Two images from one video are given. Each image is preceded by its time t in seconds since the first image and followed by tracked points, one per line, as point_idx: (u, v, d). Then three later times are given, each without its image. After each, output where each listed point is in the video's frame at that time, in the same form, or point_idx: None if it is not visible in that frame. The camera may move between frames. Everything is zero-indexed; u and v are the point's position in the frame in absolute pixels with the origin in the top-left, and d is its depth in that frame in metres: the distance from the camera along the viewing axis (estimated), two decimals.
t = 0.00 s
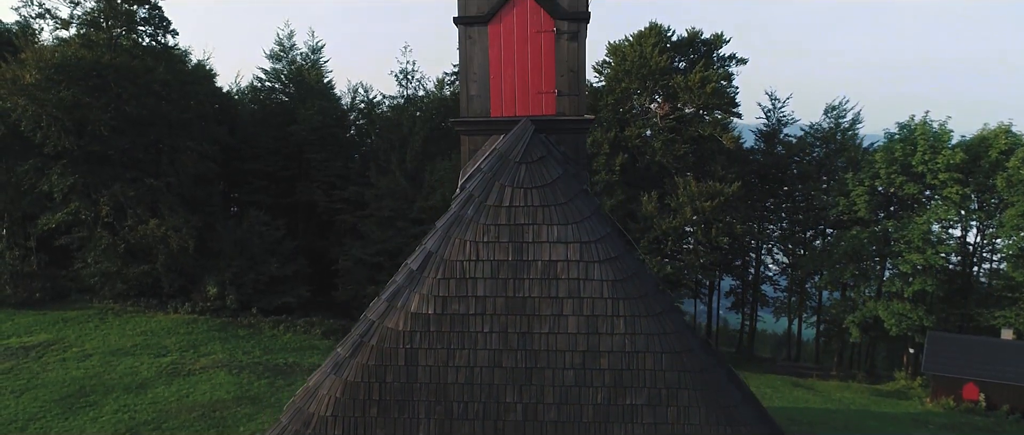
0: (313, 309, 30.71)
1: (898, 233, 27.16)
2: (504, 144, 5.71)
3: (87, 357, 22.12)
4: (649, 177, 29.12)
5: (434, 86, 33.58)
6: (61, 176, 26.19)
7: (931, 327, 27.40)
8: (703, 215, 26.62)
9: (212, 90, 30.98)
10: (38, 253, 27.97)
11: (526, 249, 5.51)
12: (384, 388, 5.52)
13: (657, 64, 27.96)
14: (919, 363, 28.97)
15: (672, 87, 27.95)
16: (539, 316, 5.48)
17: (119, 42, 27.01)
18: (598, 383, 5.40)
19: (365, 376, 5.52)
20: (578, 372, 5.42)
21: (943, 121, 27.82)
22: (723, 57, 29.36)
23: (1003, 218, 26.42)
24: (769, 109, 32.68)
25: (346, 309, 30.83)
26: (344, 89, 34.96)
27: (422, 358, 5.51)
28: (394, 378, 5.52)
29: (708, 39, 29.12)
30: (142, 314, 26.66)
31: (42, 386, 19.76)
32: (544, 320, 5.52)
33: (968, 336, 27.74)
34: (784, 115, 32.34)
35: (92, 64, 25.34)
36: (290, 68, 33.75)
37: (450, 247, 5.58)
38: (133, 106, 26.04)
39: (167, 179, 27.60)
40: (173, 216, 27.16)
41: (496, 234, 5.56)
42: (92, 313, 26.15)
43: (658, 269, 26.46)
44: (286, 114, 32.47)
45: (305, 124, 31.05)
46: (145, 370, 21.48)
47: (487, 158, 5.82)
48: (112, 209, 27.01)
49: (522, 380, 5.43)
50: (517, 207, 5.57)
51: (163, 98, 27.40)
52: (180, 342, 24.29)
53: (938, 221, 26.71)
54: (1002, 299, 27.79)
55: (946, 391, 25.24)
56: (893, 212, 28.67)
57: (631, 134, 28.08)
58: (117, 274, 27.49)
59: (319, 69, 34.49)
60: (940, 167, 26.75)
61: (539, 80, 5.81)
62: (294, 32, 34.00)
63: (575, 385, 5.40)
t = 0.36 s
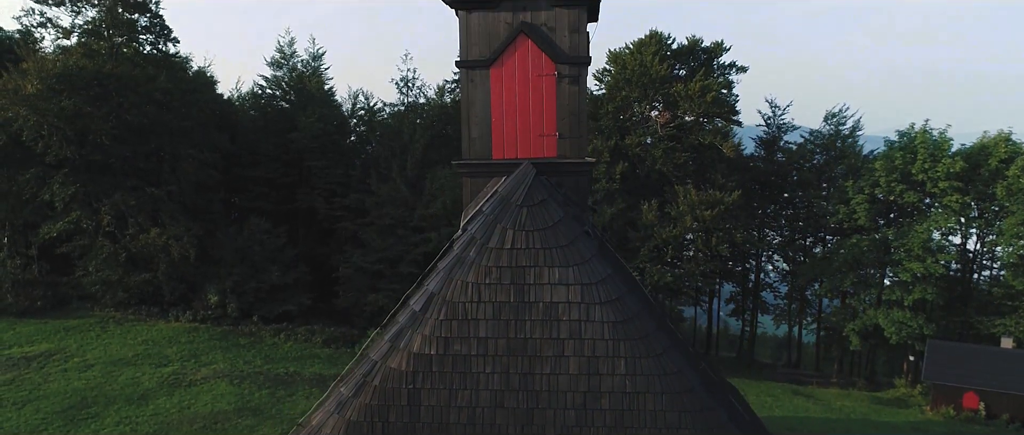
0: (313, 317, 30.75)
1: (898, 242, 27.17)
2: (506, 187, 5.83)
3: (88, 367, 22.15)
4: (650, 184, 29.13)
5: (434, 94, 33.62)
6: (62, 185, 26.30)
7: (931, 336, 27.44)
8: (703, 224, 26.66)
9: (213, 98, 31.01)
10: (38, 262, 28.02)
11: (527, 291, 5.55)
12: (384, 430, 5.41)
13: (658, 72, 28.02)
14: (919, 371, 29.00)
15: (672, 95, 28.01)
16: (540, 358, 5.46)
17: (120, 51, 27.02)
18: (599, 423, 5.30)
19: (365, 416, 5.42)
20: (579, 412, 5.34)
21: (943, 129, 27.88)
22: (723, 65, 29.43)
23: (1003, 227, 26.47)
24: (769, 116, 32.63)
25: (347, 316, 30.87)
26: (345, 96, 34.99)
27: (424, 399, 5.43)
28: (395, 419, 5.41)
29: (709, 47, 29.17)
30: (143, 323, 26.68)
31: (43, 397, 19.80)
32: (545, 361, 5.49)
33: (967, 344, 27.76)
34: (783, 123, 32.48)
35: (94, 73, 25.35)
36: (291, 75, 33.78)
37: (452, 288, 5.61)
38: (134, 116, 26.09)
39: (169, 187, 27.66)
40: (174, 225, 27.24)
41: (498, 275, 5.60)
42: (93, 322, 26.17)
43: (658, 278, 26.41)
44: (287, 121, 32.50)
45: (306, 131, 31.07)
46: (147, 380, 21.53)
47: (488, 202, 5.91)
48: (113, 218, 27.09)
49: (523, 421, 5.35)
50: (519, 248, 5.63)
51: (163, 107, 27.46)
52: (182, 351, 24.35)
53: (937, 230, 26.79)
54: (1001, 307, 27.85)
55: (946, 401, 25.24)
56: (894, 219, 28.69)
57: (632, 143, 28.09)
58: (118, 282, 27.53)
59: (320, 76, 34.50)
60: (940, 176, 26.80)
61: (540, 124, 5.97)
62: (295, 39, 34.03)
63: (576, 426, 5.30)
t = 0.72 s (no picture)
0: (310, 324, 30.77)
1: (893, 250, 27.28)
2: (504, 230, 5.98)
3: (86, 378, 22.15)
4: (647, 192, 29.17)
5: (431, 100, 33.62)
6: (59, 194, 26.37)
7: (926, 343, 27.57)
8: (699, 232, 26.76)
9: (209, 105, 30.98)
10: (35, 270, 28.00)
11: (525, 332, 5.60)
12: None
13: (654, 81, 28.11)
14: (915, 377, 29.14)
15: (668, 104, 28.09)
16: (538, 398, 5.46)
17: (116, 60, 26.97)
18: None
19: None
20: None
21: (938, 138, 27.98)
22: (719, 73, 29.54)
23: (997, 235, 26.55)
24: (764, 123, 33.05)
25: (344, 324, 30.90)
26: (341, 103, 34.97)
27: None
28: None
29: (705, 55, 29.26)
30: (140, 332, 26.67)
31: (40, 409, 19.79)
32: (542, 402, 5.48)
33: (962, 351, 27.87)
34: (779, 131, 32.69)
35: (90, 83, 25.30)
36: (288, 82, 33.76)
37: (450, 327, 5.64)
38: (130, 125, 26.07)
39: (165, 196, 27.62)
40: (170, 234, 27.25)
41: (496, 316, 5.66)
42: (90, 331, 26.14)
43: (654, 286, 26.79)
44: (283, 128, 32.50)
45: (302, 139, 31.05)
46: (143, 391, 21.53)
47: (486, 245, 6.02)
48: (110, 227, 27.13)
49: None
50: (516, 290, 5.70)
51: (159, 115, 27.44)
52: (178, 361, 24.32)
53: (932, 238, 26.94)
54: (996, 314, 27.98)
55: (940, 408, 25.37)
56: (889, 226, 28.79)
57: (628, 152, 28.08)
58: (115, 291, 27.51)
59: (316, 83, 34.47)
60: (935, 184, 26.89)
61: (537, 167, 6.12)
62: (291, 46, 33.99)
63: None
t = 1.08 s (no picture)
0: (304, 332, 30.74)
1: (884, 258, 27.46)
2: (499, 272, 6.14)
3: (79, 389, 22.09)
4: (639, 200, 29.23)
5: (424, 108, 33.69)
6: (50, 204, 26.33)
7: (917, 350, 27.73)
8: (692, 241, 26.86)
9: (202, 112, 30.92)
10: (27, 280, 27.89)
11: (519, 372, 5.65)
12: None
13: (647, 89, 28.24)
14: (906, 384, 29.28)
15: (661, 112, 28.22)
16: None
17: (108, 68, 26.91)
18: None
19: None
20: None
21: (929, 145, 28.16)
22: (712, 81, 29.70)
23: (987, 242, 26.76)
24: (756, 130, 33.15)
25: (338, 332, 30.89)
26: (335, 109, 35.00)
27: None
28: None
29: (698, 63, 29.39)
30: (132, 341, 26.60)
31: (32, 422, 19.73)
32: None
33: (953, 358, 28.03)
34: (771, 138, 32.81)
35: (82, 92, 25.24)
36: (281, 89, 33.78)
37: (445, 367, 5.67)
38: (122, 134, 26.01)
39: (157, 205, 27.57)
40: (163, 243, 27.20)
41: (491, 356, 5.71)
42: (82, 341, 26.01)
43: (648, 295, 26.84)
44: (276, 135, 32.49)
45: (295, 146, 31.02)
46: (136, 403, 21.49)
47: (481, 290, 6.15)
48: (102, 237, 27.06)
49: None
50: (510, 330, 5.78)
51: (151, 124, 27.38)
52: (171, 372, 24.23)
53: (923, 245, 27.19)
54: (986, 321, 28.16)
55: (931, 415, 25.70)
56: (881, 233, 28.96)
57: (622, 160, 28.10)
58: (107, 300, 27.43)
59: (310, 89, 34.48)
60: (926, 192, 27.08)
61: (533, 203, 6.63)
62: (284, 53, 33.96)
63: None
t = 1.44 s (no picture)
0: (293, 340, 30.68)
1: (871, 264, 27.70)
2: (490, 311, 6.24)
3: (65, 401, 21.92)
4: (628, 206, 29.33)
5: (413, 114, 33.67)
6: (37, 213, 26.18)
7: (903, 356, 28.00)
8: (681, 248, 27.02)
9: (190, 119, 30.78)
10: (12, 289, 27.66)
11: (511, 411, 5.68)
12: None
13: (636, 98, 28.38)
14: (892, 388, 29.57)
15: (650, 120, 28.37)
16: None
17: (95, 76, 26.45)
18: None
19: None
20: None
21: (915, 153, 28.27)
22: (700, 88, 29.87)
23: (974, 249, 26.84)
24: (744, 137, 33.34)
25: (327, 339, 30.87)
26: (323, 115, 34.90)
27: None
28: None
29: (686, 71, 29.56)
30: (119, 350, 26.45)
31: None
32: None
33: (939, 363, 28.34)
34: (758, 145, 33.10)
35: (68, 101, 25.05)
36: (269, 95, 33.58)
37: (436, 405, 5.70)
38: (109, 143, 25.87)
39: (145, 214, 27.41)
40: (151, 251, 27.09)
41: (482, 394, 5.74)
42: (69, 351, 25.82)
43: (638, 302, 26.97)
44: (265, 142, 32.36)
45: (284, 153, 30.92)
46: (124, 415, 21.35)
47: (472, 329, 6.24)
48: (89, 246, 26.90)
49: None
50: (502, 369, 5.84)
51: (139, 132, 27.23)
52: (159, 382, 24.10)
53: (909, 252, 27.52)
54: (971, 327, 28.48)
55: (917, 421, 25.95)
56: (867, 240, 29.25)
57: (611, 168, 28.15)
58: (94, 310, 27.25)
59: (299, 96, 34.40)
60: (912, 199, 27.33)
61: (525, 241, 7.14)
62: (272, 59, 33.77)
63: None
